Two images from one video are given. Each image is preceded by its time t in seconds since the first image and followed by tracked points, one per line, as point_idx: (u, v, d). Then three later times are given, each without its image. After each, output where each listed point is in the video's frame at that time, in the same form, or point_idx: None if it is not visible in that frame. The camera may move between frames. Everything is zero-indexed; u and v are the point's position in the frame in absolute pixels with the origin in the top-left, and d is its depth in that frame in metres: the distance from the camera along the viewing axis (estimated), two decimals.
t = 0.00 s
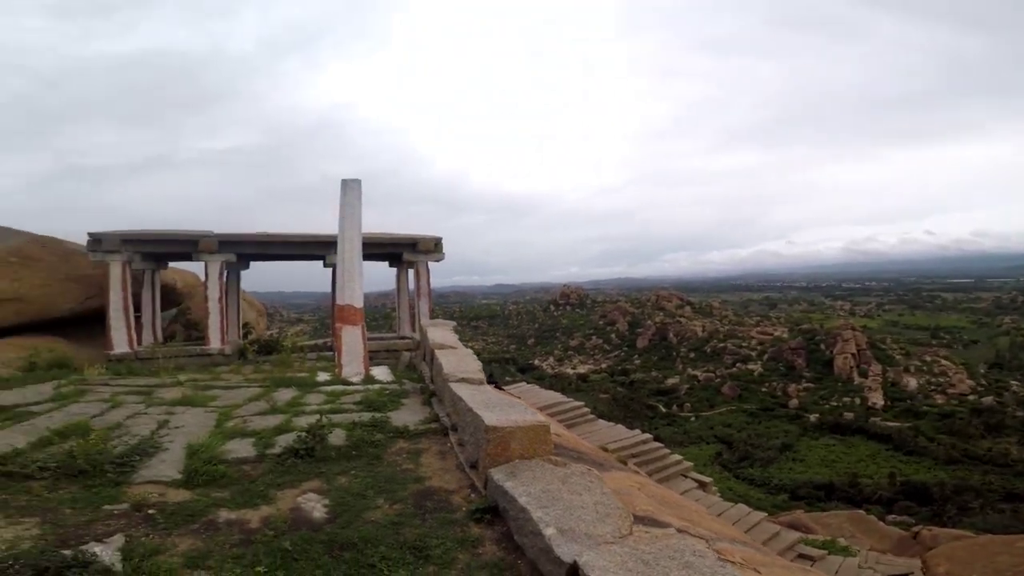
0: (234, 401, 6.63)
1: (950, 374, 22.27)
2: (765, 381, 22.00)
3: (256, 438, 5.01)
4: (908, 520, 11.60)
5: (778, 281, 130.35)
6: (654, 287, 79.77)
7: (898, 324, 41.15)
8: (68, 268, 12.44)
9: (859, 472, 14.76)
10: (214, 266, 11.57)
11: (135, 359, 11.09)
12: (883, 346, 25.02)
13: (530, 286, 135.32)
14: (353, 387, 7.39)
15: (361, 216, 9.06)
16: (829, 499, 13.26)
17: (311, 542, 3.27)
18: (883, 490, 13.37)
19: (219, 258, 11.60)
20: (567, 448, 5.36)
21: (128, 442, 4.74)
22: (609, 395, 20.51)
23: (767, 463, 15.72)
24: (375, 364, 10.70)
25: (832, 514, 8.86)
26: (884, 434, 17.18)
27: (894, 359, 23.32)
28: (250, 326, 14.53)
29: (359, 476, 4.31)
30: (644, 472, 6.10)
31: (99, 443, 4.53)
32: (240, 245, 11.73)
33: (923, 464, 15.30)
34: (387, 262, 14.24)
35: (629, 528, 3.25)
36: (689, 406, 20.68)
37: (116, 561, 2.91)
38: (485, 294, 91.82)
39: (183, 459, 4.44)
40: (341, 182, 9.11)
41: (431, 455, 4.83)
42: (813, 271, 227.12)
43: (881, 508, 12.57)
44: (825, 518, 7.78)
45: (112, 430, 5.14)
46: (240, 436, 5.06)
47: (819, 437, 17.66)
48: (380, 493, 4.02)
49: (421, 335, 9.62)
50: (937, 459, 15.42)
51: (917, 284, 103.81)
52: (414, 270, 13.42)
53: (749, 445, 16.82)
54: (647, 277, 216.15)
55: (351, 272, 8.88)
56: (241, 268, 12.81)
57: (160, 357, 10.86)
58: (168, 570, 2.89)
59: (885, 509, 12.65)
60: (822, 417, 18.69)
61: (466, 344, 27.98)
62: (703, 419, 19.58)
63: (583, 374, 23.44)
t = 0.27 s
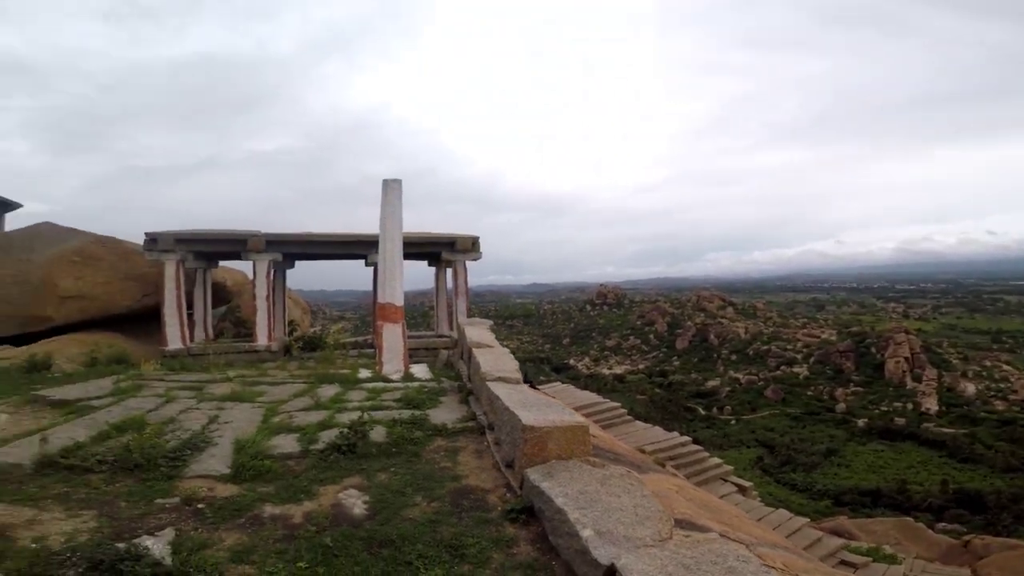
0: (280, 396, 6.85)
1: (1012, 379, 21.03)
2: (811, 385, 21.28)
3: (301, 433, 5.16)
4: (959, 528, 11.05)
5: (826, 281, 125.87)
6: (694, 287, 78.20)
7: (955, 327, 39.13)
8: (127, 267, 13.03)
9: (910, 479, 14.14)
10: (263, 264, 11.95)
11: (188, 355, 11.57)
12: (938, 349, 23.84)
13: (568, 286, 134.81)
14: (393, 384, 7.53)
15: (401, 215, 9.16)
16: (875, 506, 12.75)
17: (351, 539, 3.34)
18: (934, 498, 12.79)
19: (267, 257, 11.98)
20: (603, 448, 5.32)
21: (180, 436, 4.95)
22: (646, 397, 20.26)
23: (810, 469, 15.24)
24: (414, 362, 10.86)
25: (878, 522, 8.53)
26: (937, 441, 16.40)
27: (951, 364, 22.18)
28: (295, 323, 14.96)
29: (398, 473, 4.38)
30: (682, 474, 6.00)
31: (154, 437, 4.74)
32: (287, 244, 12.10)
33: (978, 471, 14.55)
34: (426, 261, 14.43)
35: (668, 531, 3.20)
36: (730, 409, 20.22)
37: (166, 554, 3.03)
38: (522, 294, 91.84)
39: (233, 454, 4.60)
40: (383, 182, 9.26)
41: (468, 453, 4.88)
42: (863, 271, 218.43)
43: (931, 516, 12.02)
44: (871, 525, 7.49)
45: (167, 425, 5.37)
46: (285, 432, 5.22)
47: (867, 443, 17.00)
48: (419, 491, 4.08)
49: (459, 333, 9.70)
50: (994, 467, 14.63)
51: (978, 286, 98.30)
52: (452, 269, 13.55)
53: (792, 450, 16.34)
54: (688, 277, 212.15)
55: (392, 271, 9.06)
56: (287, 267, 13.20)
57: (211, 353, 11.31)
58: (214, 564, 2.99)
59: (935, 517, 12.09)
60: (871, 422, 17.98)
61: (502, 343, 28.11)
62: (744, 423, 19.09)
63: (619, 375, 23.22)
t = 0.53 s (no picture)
0: (331, 394, 7.08)
1: None
2: (869, 385, 20.34)
3: (352, 430, 5.32)
4: None
5: (886, 275, 119.80)
6: (743, 284, 75.92)
7: None
8: (188, 271, 13.71)
9: (976, 485, 13.34)
10: (312, 266, 12.38)
11: (244, 354, 12.09)
12: (1011, 347, 22.35)
13: (612, 283, 133.41)
14: (437, 383, 7.66)
15: (442, 215, 9.29)
16: (936, 512, 12.08)
17: (399, 536, 3.43)
18: (1004, 506, 12.03)
19: (317, 259, 12.39)
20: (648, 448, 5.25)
21: (239, 432, 5.19)
22: (692, 397, 19.87)
23: (865, 472, 14.59)
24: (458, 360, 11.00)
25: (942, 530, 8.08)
26: (1009, 446, 15.39)
27: None
28: (344, 323, 15.40)
29: (444, 470, 4.46)
30: (730, 476, 5.86)
31: (216, 433, 4.99)
32: (335, 246, 12.48)
33: None
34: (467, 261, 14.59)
35: (719, 535, 3.13)
36: (780, 410, 19.57)
37: (225, 547, 3.18)
38: (566, 292, 91.29)
39: (287, 450, 4.79)
40: (424, 183, 9.41)
41: (512, 452, 4.91)
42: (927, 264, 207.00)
43: (1000, 525, 11.31)
44: (929, 533, 7.15)
45: (227, 421, 5.64)
46: (337, 428, 5.39)
47: (930, 447, 16.12)
48: (464, 488, 4.14)
49: (501, 332, 9.77)
50: None
51: None
52: (492, 268, 13.64)
53: (847, 453, 15.69)
54: (737, 274, 206.30)
55: (436, 273, 9.19)
56: (335, 268, 13.62)
57: (266, 351, 11.78)
58: (269, 559, 3.13)
59: (1004, 526, 11.38)
60: (934, 425, 17.04)
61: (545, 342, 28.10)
62: (796, 424, 18.45)
63: (663, 374, 22.85)
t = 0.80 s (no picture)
0: (385, 387, 7.24)
1: None
2: (943, 393, 19.05)
3: (404, 424, 5.43)
4: None
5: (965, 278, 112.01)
6: (805, 283, 72.83)
7: None
8: (254, 264, 14.37)
9: None
10: (369, 262, 12.69)
11: (304, 346, 12.55)
12: None
13: (666, 283, 130.69)
14: (487, 380, 7.71)
15: (494, 213, 9.35)
16: (1013, 527, 11.18)
17: (444, 533, 3.46)
18: None
19: (374, 255, 12.70)
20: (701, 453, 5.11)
21: (298, 423, 5.39)
22: (747, 401, 19.23)
23: (935, 484, 13.69)
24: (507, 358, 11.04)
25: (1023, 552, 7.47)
26: None
27: None
28: (397, 318, 15.74)
29: (492, 468, 4.48)
30: (787, 484, 5.63)
31: (276, 423, 5.19)
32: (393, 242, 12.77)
33: None
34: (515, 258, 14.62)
35: (781, 545, 3.01)
36: (843, 417, 18.64)
37: (278, 538, 3.29)
38: (618, 290, 89.98)
39: (342, 441, 4.94)
40: (478, 182, 9.48)
41: (560, 452, 4.88)
42: (1013, 266, 192.43)
43: None
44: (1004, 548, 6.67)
45: (287, 411, 5.86)
46: (390, 422, 5.51)
47: (1011, 459, 14.94)
48: (510, 487, 4.15)
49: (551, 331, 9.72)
50: None
51: None
52: (542, 266, 13.59)
53: (916, 463, 14.79)
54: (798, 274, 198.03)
55: (486, 272, 9.26)
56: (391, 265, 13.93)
57: (325, 343, 12.17)
58: (320, 551, 3.23)
59: None
60: (1017, 437, 15.79)
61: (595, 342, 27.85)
62: (860, 432, 17.52)
63: (717, 377, 22.21)
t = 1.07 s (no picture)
0: (443, 399, 7.31)
1: None
2: None
3: (463, 437, 5.45)
4: None
5: None
6: (884, 288, 68.42)
7: None
8: (320, 276, 14.94)
9: None
10: (429, 274, 12.90)
11: (366, 355, 12.88)
12: None
13: (728, 292, 126.47)
14: (545, 393, 7.65)
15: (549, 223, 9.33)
16: None
17: (502, 550, 3.43)
18: None
19: (433, 268, 12.89)
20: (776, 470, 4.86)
21: (362, 432, 5.51)
22: (820, 415, 18.23)
23: None
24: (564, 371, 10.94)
25: None
26: None
27: None
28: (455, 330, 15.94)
29: (550, 484, 4.42)
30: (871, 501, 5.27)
31: (342, 433, 5.33)
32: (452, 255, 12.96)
33: None
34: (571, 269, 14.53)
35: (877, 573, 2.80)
36: (931, 429, 17.31)
37: (340, 549, 3.35)
38: (678, 300, 87.64)
39: (403, 453, 5.00)
40: (532, 193, 9.52)
41: (623, 469, 4.77)
42: None
43: None
44: None
45: (351, 421, 6.00)
46: (449, 434, 5.55)
47: None
48: (571, 505, 4.07)
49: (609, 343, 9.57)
50: None
51: None
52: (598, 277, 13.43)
53: (1018, 478, 13.51)
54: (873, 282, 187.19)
55: (542, 284, 9.19)
56: (448, 277, 14.13)
57: (385, 354, 12.44)
58: (379, 564, 3.26)
59: None
60: None
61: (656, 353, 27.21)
62: (950, 445, 16.18)
63: (787, 388, 21.19)
